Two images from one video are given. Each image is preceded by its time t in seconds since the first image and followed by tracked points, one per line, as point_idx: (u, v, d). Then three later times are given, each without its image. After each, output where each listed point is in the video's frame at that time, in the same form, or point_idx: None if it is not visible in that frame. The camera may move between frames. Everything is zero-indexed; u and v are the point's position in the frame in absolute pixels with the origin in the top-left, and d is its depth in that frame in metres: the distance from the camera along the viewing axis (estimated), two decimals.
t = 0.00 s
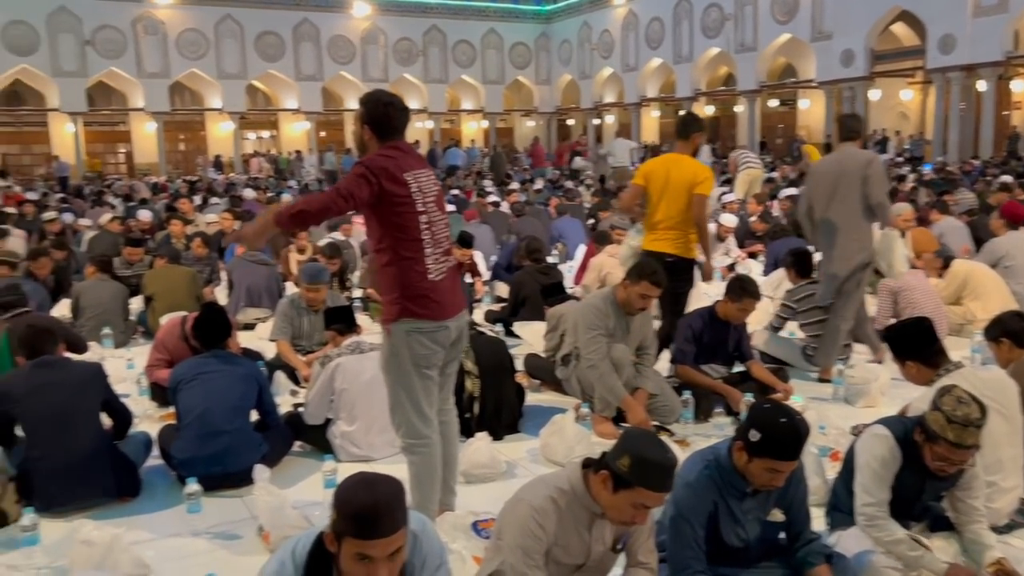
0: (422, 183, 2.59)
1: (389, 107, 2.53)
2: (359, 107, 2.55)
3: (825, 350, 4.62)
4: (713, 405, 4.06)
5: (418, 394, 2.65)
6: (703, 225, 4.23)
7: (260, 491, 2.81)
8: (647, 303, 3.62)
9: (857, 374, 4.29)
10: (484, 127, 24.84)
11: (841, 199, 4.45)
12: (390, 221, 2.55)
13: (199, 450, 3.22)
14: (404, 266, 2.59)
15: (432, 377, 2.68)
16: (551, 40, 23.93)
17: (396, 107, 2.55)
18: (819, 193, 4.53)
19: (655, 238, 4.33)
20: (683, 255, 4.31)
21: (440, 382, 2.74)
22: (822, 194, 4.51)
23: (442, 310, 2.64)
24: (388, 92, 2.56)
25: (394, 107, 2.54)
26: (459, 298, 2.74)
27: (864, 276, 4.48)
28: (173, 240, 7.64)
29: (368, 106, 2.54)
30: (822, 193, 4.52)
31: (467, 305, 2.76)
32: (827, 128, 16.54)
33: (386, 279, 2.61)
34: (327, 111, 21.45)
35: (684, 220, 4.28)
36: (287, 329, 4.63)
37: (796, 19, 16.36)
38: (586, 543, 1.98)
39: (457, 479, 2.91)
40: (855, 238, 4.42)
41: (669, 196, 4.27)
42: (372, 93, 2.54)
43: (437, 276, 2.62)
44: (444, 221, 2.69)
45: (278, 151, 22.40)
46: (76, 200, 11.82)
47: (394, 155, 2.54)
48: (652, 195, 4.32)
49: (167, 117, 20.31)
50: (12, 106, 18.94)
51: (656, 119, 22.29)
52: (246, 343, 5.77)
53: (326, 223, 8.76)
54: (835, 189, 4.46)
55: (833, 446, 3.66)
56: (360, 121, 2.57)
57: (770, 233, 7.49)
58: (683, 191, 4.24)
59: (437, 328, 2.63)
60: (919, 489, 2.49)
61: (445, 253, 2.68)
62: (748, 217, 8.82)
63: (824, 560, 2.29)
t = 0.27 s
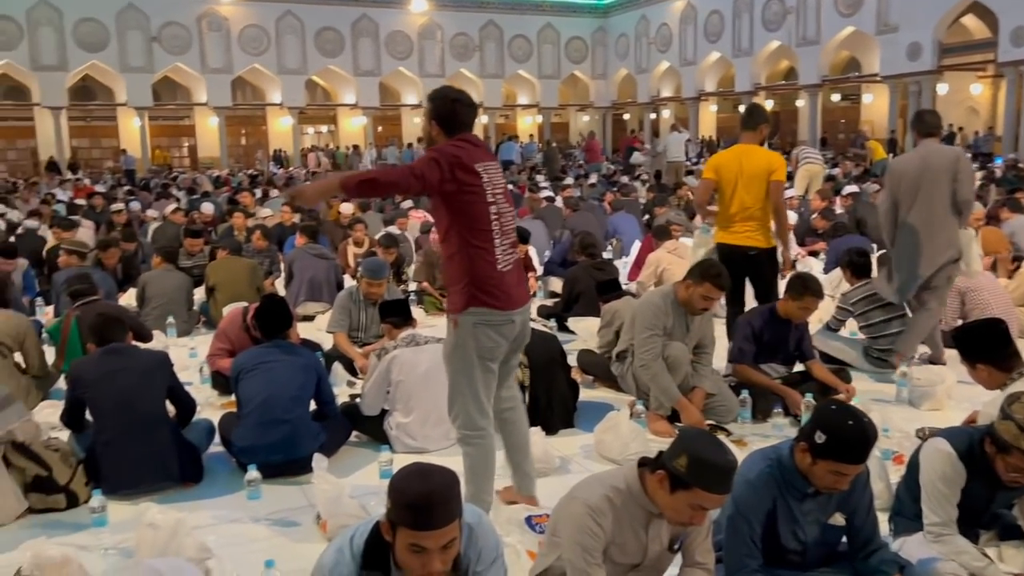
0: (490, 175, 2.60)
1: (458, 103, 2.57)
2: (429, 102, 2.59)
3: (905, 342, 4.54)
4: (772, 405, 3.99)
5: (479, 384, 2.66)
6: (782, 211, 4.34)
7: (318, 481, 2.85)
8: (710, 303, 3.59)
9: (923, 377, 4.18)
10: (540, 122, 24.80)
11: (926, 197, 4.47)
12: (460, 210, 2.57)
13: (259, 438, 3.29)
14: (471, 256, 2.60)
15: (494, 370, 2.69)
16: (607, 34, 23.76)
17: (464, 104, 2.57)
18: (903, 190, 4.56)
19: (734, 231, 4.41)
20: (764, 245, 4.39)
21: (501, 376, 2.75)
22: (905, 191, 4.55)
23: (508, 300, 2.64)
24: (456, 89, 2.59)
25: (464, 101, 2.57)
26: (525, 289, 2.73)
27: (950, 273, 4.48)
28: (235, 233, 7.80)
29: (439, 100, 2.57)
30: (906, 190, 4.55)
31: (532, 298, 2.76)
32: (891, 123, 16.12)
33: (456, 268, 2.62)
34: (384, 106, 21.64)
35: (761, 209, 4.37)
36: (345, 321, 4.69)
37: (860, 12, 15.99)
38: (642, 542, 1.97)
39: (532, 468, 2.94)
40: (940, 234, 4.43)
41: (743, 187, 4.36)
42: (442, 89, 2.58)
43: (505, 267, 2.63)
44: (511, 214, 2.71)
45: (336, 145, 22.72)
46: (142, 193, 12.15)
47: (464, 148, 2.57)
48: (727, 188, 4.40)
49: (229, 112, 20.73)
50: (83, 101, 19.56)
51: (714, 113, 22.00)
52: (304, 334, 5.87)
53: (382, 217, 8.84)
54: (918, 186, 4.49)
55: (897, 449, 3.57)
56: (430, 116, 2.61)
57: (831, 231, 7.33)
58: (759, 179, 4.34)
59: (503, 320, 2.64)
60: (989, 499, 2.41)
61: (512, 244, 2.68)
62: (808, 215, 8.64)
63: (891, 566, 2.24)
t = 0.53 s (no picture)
0: (574, 172, 2.59)
1: (548, 97, 2.55)
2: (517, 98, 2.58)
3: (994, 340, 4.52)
4: (837, 407, 3.92)
5: (545, 377, 2.67)
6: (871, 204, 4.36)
7: (379, 472, 2.89)
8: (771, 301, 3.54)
9: (996, 382, 4.06)
10: (599, 116, 24.66)
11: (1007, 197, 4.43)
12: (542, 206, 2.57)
13: (323, 428, 3.35)
14: (551, 253, 2.61)
15: (559, 362, 2.69)
16: (669, 27, 23.50)
17: (553, 97, 2.55)
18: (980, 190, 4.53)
19: (822, 227, 4.39)
20: (852, 241, 4.39)
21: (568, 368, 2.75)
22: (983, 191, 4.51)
23: (585, 296, 2.64)
24: (548, 82, 2.57)
25: (552, 96, 2.56)
26: (603, 284, 2.73)
27: None
28: (298, 225, 7.94)
29: (527, 95, 2.56)
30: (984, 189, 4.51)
31: (609, 291, 2.75)
32: (964, 118, 15.63)
33: (535, 262, 2.63)
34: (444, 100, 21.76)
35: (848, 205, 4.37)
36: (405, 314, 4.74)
37: (933, 3, 15.53)
38: (702, 543, 1.95)
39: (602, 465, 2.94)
40: None
41: (829, 182, 4.35)
42: (533, 82, 2.56)
43: (582, 262, 2.63)
44: (594, 210, 2.69)
45: (396, 139, 22.96)
46: (210, 185, 12.46)
47: (552, 144, 2.56)
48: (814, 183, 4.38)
49: (293, 106, 21.10)
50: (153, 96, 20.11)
51: (778, 108, 21.61)
52: (365, 326, 5.95)
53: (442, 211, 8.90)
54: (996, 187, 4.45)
55: (968, 456, 3.48)
56: (519, 110, 2.60)
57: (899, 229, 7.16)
58: (845, 174, 4.35)
59: (575, 313, 2.64)
60: None
61: (592, 239, 2.68)
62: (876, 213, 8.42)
63: None
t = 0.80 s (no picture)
0: (642, 166, 2.58)
1: (619, 90, 2.56)
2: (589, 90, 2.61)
3: None
4: (901, 410, 3.84)
5: (608, 370, 2.68)
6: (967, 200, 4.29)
7: (436, 464, 2.92)
8: (829, 296, 3.47)
9: None
10: (657, 111, 24.46)
11: None
12: (607, 198, 2.58)
13: (381, 419, 3.40)
14: (613, 246, 2.61)
15: (623, 355, 2.69)
16: (730, 21, 23.16)
17: (626, 91, 2.57)
18: None
19: (917, 222, 4.28)
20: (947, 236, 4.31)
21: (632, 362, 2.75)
22: None
23: (646, 290, 2.63)
24: (620, 74, 2.58)
25: (624, 90, 2.57)
26: (669, 279, 2.70)
27: None
28: (357, 220, 8.05)
29: (600, 88, 2.58)
30: None
31: (675, 287, 2.72)
32: None
33: (598, 254, 2.64)
34: (500, 96, 21.79)
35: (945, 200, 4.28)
36: (461, 308, 4.77)
37: None
38: (760, 545, 1.93)
39: (661, 463, 2.93)
40: None
41: (918, 178, 4.24)
42: (604, 76, 2.58)
43: (645, 257, 2.61)
44: (663, 204, 2.66)
45: (452, 135, 23.10)
46: (272, 179, 12.71)
47: (619, 138, 2.57)
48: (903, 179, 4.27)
49: (352, 102, 21.37)
50: (217, 92, 20.57)
51: (841, 103, 21.14)
52: (421, 320, 6.01)
53: (498, 206, 8.94)
54: None
55: None
56: (592, 103, 2.62)
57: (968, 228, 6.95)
58: (943, 169, 4.25)
59: (637, 307, 2.63)
60: None
61: (659, 234, 2.65)
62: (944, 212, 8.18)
63: None
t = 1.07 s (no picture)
0: (691, 165, 2.56)
1: (676, 86, 2.54)
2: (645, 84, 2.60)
3: None
4: (955, 412, 3.76)
5: (652, 369, 2.67)
6: None
7: (480, 459, 2.94)
8: (877, 292, 3.40)
9: None
10: (704, 108, 24.19)
11: None
12: (653, 196, 2.57)
13: (426, 414, 3.43)
14: (656, 244, 2.61)
15: (669, 354, 2.68)
16: (780, 16, 22.83)
17: (684, 85, 2.55)
18: None
19: (991, 217, 4.16)
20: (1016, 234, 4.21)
21: (678, 361, 2.73)
22: None
23: (689, 291, 2.61)
24: (678, 70, 2.56)
25: (680, 86, 2.55)
26: (714, 280, 2.68)
27: None
28: (403, 216, 8.12)
29: (656, 84, 2.57)
30: None
31: (719, 288, 2.70)
32: None
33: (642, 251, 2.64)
34: (546, 93, 21.76)
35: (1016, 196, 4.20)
36: (505, 304, 4.79)
37: None
38: (809, 548, 1.91)
39: (706, 463, 2.91)
40: None
41: (994, 172, 4.15)
42: (659, 72, 2.56)
43: (687, 257, 2.59)
44: (711, 205, 2.64)
45: (498, 131, 23.13)
46: (320, 175, 12.86)
47: (670, 135, 2.55)
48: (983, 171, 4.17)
49: (399, 98, 21.52)
50: (267, 89, 20.88)
51: (894, 99, 20.71)
52: (466, 316, 6.04)
53: (544, 203, 8.94)
54: None
55: None
56: (648, 99, 2.61)
57: None
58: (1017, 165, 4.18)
59: (680, 306, 2.62)
60: None
61: (705, 234, 2.63)
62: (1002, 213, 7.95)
63: None
